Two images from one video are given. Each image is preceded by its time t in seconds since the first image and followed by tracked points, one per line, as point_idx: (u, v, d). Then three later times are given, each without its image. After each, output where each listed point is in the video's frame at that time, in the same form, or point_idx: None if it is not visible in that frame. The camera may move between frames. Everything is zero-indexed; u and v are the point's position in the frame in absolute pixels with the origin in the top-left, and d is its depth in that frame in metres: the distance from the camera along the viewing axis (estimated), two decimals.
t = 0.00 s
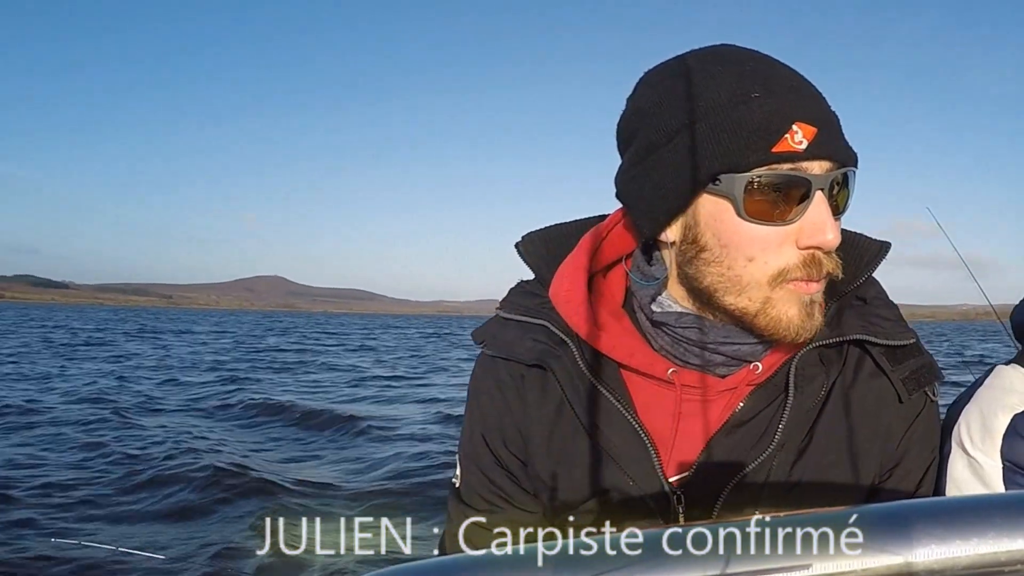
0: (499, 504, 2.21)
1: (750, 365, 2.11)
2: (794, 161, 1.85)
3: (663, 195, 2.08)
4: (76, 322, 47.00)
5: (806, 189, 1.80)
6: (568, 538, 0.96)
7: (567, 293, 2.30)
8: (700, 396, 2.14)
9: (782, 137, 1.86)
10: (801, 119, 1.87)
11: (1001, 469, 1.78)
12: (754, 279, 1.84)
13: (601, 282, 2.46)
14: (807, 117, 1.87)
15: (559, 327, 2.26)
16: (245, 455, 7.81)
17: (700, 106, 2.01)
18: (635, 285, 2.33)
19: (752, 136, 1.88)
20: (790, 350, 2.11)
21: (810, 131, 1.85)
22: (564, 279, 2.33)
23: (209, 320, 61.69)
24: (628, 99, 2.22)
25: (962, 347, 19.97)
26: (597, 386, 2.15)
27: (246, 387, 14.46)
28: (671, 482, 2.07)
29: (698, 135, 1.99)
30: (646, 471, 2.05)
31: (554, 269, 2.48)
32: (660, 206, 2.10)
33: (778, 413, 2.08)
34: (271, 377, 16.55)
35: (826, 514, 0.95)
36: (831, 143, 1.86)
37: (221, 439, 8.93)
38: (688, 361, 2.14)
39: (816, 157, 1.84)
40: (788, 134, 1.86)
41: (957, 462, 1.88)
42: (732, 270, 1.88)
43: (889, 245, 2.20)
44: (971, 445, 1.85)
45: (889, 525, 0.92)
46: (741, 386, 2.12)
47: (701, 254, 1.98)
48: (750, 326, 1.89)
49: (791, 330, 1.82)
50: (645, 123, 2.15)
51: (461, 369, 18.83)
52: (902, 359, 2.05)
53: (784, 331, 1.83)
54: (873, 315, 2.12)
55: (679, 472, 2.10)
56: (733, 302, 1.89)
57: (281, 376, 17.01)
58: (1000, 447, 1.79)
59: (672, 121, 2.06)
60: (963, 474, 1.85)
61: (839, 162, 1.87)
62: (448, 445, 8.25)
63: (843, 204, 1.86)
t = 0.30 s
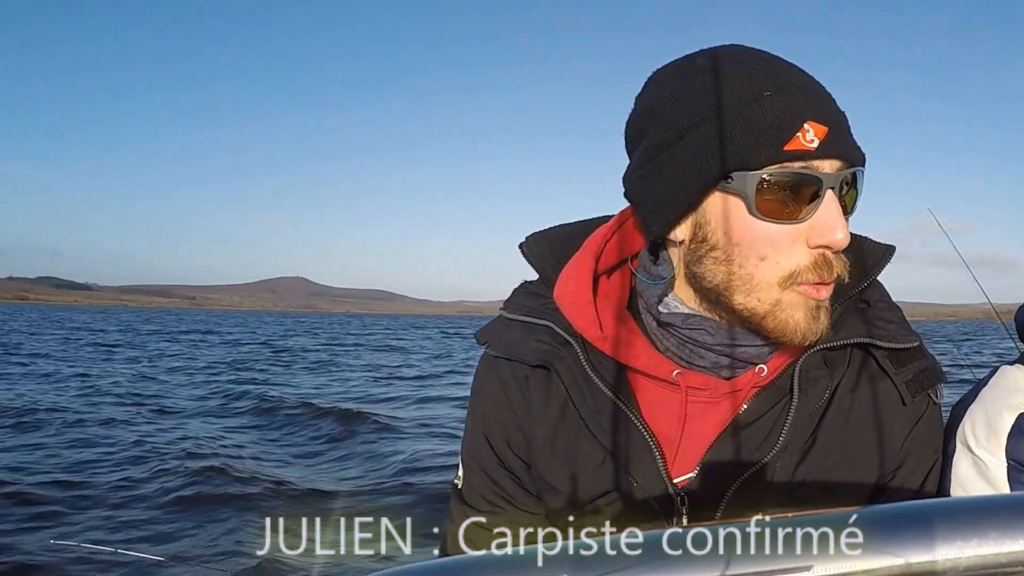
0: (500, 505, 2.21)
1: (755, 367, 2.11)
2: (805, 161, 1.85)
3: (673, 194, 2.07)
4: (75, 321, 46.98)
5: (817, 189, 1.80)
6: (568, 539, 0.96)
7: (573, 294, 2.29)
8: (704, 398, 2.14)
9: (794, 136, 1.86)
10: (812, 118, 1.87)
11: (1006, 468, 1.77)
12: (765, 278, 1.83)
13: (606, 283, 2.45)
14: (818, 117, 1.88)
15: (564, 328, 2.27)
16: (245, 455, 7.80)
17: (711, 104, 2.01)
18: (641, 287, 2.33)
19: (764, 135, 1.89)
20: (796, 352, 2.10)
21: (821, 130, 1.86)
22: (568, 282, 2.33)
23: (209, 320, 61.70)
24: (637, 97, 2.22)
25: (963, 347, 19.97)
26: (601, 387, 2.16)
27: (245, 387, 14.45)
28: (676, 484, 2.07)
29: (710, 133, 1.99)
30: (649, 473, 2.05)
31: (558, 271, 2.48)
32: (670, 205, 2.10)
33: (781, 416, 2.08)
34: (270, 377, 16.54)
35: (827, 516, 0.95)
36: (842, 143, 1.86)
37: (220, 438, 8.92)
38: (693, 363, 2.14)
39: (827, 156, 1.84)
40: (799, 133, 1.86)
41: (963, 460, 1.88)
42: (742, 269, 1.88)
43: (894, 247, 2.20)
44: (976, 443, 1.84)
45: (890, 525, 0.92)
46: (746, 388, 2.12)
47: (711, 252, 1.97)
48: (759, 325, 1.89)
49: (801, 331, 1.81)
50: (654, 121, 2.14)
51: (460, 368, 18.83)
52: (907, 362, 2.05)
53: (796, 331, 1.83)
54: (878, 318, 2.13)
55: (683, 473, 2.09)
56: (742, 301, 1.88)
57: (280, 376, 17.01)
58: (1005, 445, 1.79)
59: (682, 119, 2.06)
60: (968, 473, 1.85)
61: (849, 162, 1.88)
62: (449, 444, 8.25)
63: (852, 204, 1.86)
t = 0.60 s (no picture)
0: (500, 507, 2.21)
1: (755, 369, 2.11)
2: (805, 161, 1.85)
3: (673, 196, 2.07)
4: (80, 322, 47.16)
5: (817, 189, 1.80)
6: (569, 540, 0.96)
7: (572, 295, 2.28)
8: (704, 400, 2.14)
9: (793, 137, 1.86)
10: (811, 118, 1.87)
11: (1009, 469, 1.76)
12: (766, 280, 1.83)
13: (605, 285, 2.44)
14: (817, 117, 1.87)
15: (563, 329, 2.26)
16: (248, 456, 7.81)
17: (708, 105, 2.00)
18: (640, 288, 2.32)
19: (763, 135, 1.89)
20: (797, 354, 2.10)
21: (820, 130, 1.85)
22: (567, 284, 2.32)
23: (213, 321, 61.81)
24: (636, 98, 2.22)
25: (969, 348, 19.81)
26: (601, 389, 2.15)
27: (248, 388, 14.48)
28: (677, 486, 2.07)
29: (709, 135, 1.98)
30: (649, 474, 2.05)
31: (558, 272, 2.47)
32: (671, 207, 2.09)
33: (782, 417, 2.07)
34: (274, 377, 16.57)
35: (826, 517, 0.95)
36: (841, 142, 1.86)
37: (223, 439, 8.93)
38: (693, 365, 2.13)
39: (826, 155, 1.84)
40: (799, 133, 1.86)
41: (966, 462, 1.87)
42: (743, 271, 1.88)
43: (895, 248, 2.20)
44: (980, 445, 1.84)
45: (889, 526, 0.92)
46: (747, 390, 2.11)
47: (712, 255, 1.97)
48: (761, 327, 1.89)
49: (803, 331, 1.81)
50: (652, 121, 2.14)
51: (464, 369, 18.85)
52: (908, 362, 2.05)
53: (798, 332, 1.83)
54: (879, 320, 2.12)
55: (684, 475, 2.09)
56: (744, 303, 1.88)
57: (284, 376, 17.04)
58: (1009, 446, 1.78)
59: (680, 120, 2.06)
60: (971, 474, 1.84)
61: (848, 161, 1.88)
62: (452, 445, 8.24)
63: (852, 204, 1.86)
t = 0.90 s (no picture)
0: (500, 507, 2.20)
1: (755, 370, 2.10)
2: (800, 161, 1.84)
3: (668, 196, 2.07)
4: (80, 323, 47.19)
5: (811, 189, 1.79)
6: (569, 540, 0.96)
7: (571, 296, 2.28)
8: (705, 402, 2.14)
9: (787, 136, 1.85)
10: (806, 117, 1.86)
11: (1010, 470, 1.75)
12: (762, 281, 1.83)
13: (604, 285, 2.44)
14: (813, 116, 1.87)
15: (562, 330, 2.26)
16: (248, 456, 7.81)
17: (702, 105, 2.01)
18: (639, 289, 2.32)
19: (756, 135, 1.88)
20: (798, 356, 2.10)
21: (814, 129, 1.84)
22: (566, 285, 2.31)
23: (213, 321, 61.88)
24: (632, 99, 2.21)
25: (970, 347, 19.80)
26: (601, 389, 2.14)
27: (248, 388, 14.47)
28: (678, 487, 2.07)
29: (703, 134, 1.98)
30: (648, 476, 2.04)
31: (558, 273, 2.47)
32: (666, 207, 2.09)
33: (784, 419, 2.07)
34: (274, 377, 16.58)
35: (827, 518, 0.94)
36: (836, 141, 1.85)
37: (223, 439, 8.92)
38: (694, 366, 2.14)
39: (820, 155, 1.83)
40: (792, 132, 1.85)
41: (968, 463, 1.87)
42: (739, 272, 1.88)
43: (896, 249, 2.20)
44: (982, 446, 1.83)
45: (889, 527, 0.92)
46: (747, 391, 2.11)
47: (706, 255, 1.98)
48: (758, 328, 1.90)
49: (801, 331, 1.81)
50: (648, 122, 2.14)
51: (464, 368, 18.85)
52: (909, 363, 2.05)
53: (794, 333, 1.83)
54: (879, 321, 2.12)
55: (685, 476, 2.09)
56: (740, 304, 1.90)
57: (284, 376, 17.05)
58: (1010, 447, 1.76)
59: (675, 121, 2.06)
60: (973, 475, 1.84)
61: (844, 161, 1.86)
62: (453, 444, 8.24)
63: (849, 204, 1.86)
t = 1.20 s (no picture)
0: (499, 509, 2.20)
1: (751, 373, 2.09)
2: (750, 159, 1.82)
3: (636, 190, 2.08)
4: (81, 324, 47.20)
5: (761, 187, 1.77)
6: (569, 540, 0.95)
7: (570, 298, 2.28)
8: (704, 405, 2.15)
9: (740, 134, 1.84)
10: (766, 117, 1.84)
11: (1010, 473, 1.74)
12: (711, 279, 1.86)
13: (605, 287, 2.44)
14: (772, 116, 1.85)
15: (562, 332, 2.25)
16: (248, 458, 7.81)
17: (674, 102, 2.01)
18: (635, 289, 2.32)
19: (713, 131, 1.88)
20: (795, 358, 2.08)
21: (769, 129, 1.82)
22: (566, 287, 2.31)
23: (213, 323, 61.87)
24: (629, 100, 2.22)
25: (970, 348, 19.81)
26: (599, 390, 2.14)
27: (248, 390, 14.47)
28: (676, 489, 2.07)
29: (668, 130, 1.99)
30: (648, 479, 2.04)
31: (557, 275, 2.47)
32: (638, 202, 2.11)
33: (785, 421, 2.07)
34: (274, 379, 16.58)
35: (827, 518, 0.94)
36: (796, 142, 1.81)
37: (222, 441, 8.91)
38: (689, 369, 2.14)
39: (774, 154, 1.80)
40: (746, 131, 1.84)
41: (969, 465, 1.87)
42: (692, 269, 1.91)
43: (896, 251, 2.20)
44: (982, 449, 1.83)
45: (889, 527, 0.92)
46: (745, 394, 2.10)
47: (667, 249, 2.01)
48: (712, 325, 1.93)
49: (750, 330, 1.86)
50: (632, 123, 2.17)
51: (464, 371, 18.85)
52: (909, 365, 2.05)
53: (744, 332, 1.87)
54: (879, 323, 2.12)
55: (685, 478, 2.09)
56: (696, 301, 1.93)
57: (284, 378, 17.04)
58: (1010, 449, 1.76)
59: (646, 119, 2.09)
60: (974, 478, 1.84)
61: (807, 161, 1.81)
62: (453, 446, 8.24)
63: (818, 215, 1.79)
